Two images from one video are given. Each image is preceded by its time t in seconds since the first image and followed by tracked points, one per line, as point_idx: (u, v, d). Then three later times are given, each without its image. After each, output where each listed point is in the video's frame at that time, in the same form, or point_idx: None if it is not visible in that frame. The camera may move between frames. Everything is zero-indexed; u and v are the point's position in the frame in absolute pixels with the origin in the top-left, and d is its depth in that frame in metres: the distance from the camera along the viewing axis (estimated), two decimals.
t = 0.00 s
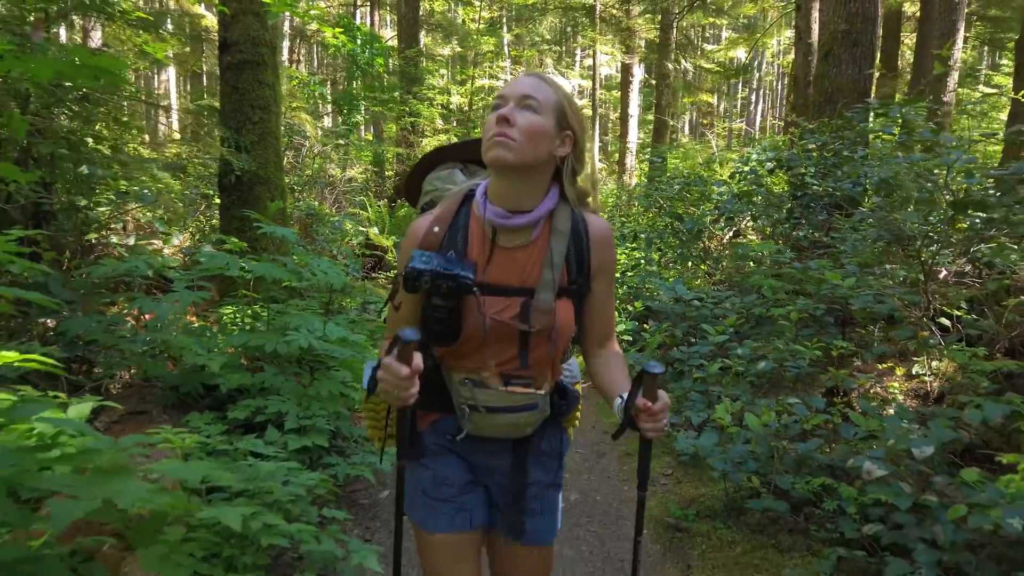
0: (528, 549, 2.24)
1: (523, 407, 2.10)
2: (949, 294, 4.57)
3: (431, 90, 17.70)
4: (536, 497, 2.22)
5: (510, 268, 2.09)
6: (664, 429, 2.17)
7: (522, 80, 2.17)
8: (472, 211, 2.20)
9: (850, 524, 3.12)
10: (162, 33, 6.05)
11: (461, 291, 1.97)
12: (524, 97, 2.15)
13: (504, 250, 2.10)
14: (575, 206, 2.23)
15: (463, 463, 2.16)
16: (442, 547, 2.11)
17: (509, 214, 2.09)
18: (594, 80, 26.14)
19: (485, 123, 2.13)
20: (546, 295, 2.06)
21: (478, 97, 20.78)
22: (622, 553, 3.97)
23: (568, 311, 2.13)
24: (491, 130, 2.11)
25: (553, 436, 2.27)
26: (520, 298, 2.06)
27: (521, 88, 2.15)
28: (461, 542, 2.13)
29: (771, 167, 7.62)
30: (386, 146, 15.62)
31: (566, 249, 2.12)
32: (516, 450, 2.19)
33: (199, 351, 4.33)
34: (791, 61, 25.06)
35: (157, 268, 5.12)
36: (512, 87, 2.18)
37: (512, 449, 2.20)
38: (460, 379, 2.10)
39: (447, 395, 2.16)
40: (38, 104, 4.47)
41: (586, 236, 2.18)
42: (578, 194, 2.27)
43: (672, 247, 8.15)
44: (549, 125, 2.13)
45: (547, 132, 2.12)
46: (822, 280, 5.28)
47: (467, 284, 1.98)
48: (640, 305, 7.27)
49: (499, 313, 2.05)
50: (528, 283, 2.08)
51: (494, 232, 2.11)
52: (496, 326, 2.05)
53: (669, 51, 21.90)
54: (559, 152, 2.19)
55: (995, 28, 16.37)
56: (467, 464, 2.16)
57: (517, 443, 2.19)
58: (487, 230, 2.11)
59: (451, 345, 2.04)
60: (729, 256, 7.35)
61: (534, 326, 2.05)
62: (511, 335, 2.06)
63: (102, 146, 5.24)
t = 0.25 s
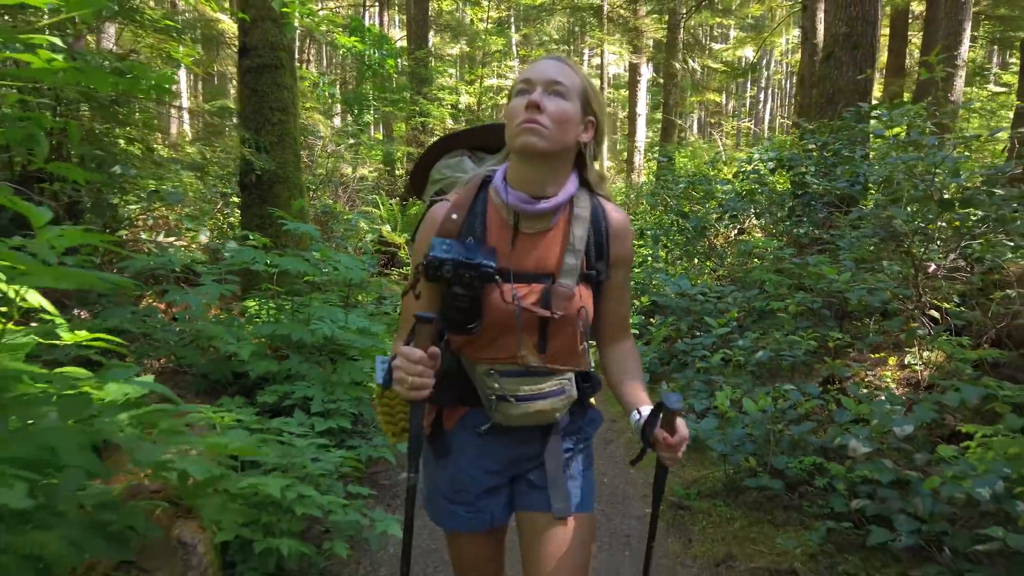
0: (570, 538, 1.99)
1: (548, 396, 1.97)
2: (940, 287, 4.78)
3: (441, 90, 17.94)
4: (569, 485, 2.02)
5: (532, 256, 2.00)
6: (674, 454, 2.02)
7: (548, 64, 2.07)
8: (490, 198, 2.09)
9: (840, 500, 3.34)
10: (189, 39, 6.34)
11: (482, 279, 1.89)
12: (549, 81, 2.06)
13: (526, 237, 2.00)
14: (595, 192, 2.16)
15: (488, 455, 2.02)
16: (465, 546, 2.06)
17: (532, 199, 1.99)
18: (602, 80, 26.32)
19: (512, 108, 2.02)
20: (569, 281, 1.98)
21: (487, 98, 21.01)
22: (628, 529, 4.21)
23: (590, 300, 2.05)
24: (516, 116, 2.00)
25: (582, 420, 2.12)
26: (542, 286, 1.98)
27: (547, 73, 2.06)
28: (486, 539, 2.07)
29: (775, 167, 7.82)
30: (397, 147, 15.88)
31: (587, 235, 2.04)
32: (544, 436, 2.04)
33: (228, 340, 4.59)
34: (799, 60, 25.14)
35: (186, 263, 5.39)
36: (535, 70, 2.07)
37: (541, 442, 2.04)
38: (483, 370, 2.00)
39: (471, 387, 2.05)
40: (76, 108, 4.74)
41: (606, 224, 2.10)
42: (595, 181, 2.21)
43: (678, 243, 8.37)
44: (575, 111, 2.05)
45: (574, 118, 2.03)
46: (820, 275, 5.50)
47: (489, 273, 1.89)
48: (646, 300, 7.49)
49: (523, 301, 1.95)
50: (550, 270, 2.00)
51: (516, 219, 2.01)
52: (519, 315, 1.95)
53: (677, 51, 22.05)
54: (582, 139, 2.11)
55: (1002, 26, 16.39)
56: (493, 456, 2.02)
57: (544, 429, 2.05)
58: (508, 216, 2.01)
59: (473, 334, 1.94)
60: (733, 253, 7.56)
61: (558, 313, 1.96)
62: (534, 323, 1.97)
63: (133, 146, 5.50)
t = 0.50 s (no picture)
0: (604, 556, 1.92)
1: (585, 419, 1.93)
2: (930, 281, 5.02)
3: (450, 91, 18.18)
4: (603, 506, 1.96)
5: (567, 278, 1.93)
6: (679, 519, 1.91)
7: (593, 88, 2.02)
8: (525, 220, 2.04)
9: (832, 480, 3.57)
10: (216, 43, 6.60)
11: (512, 303, 1.83)
12: (594, 105, 2.01)
13: (560, 259, 1.94)
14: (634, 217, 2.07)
15: (521, 479, 2.01)
16: (500, 562, 2.09)
17: (568, 222, 1.93)
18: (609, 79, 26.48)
19: (556, 132, 1.97)
20: (605, 305, 1.89)
21: (496, 97, 21.23)
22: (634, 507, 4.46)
23: (626, 325, 1.94)
24: (558, 137, 1.95)
25: (619, 444, 2.06)
26: (576, 308, 1.90)
27: (592, 96, 2.01)
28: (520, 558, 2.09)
29: (778, 166, 8.05)
30: (408, 146, 16.13)
31: (626, 258, 1.95)
32: (577, 459, 2.00)
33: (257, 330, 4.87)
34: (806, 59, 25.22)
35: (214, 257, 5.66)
36: (579, 93, 2.03)
37: (574, 466, 2.00)
38: (518, 393, 1.96)
39: (506, 411, 2.02)
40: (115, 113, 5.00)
41: (646, 247, 1.98)
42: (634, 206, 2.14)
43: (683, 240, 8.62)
44: (617, 136, 1.99)
45: (616, 143, 1.98)
46: (819, 271, 5.74)
47: (519, 295, 1.83)
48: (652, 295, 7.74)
49: (556, 325, 1.89)
50: (585, 293, 1.92)
51: (551, 241, 1.95)
52: (551, 340, 1.90)
53: (685, 51, 22.19)
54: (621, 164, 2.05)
55: (1009, 24, 16.49)
56: (526, 480, 2.01)
57: (578, 453, 2.00)
58: (543, 238, 1.96)
59: (503, 356, 1.91)
60: (737, 250, 7.78)
61: (590, 336, 1.88)
62: (567, 347, 1.91)
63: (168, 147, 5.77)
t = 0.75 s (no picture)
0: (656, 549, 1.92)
1: (629, 404, 1.86)
2: (918, 278, 5.30)
3: (457, 94, 18.46)
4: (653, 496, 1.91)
5: (602, 254, 1.89)
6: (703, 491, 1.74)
7: (632, 58, 1.99)
8: (564, 197, 2.03)
9: (822, 462, 3.82)
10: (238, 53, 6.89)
11: (542, 275, 1.84)
12: (633, 74, 1.98)
13: (596, 235, 1.91)
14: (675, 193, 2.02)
15: (569, 469, 1.95)
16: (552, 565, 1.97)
17: (605, 196, 1.90)
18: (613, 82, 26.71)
19: (595, 104, 1.94)
20: (642, 281, 1.84)
21: (501, 100, 21.48)
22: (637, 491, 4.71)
23: (664, 303, 1.89)
24: (597, 107, 1.93)
25: (668, 432, 1.97)
26: (610, 284, 1.85)
27: (631, 67, 1.97)
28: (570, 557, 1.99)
29: (777, 169, 8.31)
30: (415, 148, 16.41)
31: (665, 234, 1.90)
32: (627, 446, 1.94)
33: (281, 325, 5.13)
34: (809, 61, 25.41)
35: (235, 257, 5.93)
36: (618, 61, 2.00)
37: (621, 454, 1.94)
38: (557, 374, 1.91)
39: (550, 397, 1.97)
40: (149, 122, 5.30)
41: (686, 224, 1.93)
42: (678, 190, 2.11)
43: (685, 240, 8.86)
44: (655, 107, 1.96)
45: (653, 113, 1.95)
46: (814, 269, 5.99)
47: (544, 268, 1.84)
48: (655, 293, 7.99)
49: (593, 301, 1.84)
50: (621, 270, 1.87)
51: (587, 217, 1.92)
52: (587, 319, 1.85)
53: (688, 54, 22.39)
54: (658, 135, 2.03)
55: (1009, 28, 16.70)
56: (574, 469, 1.95)
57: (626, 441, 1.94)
58: (580, 214, 1.93)
59: (537, 333, 1.89)
60: (737, 250, 8.03)
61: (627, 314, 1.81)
62: (603, 327, 1.85)
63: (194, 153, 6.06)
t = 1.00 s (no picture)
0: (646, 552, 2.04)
1: (623, 410, 1.93)
2: (898, 275, 5.60)
3: (456, 97, 18.74)
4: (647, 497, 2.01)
5: (597, 265, 1.93)
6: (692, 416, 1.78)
7: (625, 73, 1.98)
8: (563, 207, 2.07)
9: (806, 447, 4.09)
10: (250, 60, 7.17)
11: (535, 288, 1.89)
12: (625, 90, 1.98)
13: (591, 247, 1.95)
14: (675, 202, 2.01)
15: (569, 464, 1.99)
16: (551, 550, 1.92)
17: (599, 210, 1.93)
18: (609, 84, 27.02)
19: (588, 124, 1.96)
20: (635, 292, 1.87)
21: (500, 102, 21.78)
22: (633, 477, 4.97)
23: (660, 313, 1.92)
24: (588, 128, 1.96)
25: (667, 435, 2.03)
26: (605, 295, 1.90)
27: (624, 84, 1.97)
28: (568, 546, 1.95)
29: (768, 172, 8.61)
30: (415, 150, 16.69)
31: (660, 245, 1.91)
32: (625, 447, 2.00)
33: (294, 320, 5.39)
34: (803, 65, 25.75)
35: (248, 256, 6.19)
36: (609, 77, 2.01)
37: (620, 454, 2.00)
38: (555, 380, 1.98)
39: (551, 398, 2.02)
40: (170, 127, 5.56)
41: (683, 232, 1.94)
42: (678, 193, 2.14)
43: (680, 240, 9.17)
44: (647, 124, 1.97)
45: (645, 130, 1.96)
46: (802, 267, 6.28)
47: (539, 281, 1.89)
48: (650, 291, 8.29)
49: (588, 311, 1.89)
50: (617, 280, 1.91)
51: (583, 229, 1.96)
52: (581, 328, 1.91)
53: (684, 57, 22.71)
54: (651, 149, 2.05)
55: (998, 33, 17.06)
56: (573, 465, 1.99)
57: (625, 442, 2.00)
58: (576, 225, 1.97)
59: (536, 341, 1.95)
60: (729, 250, 8.33)
61: (620, 323, 1.87)
62: (597, 335, 1.90)
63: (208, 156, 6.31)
